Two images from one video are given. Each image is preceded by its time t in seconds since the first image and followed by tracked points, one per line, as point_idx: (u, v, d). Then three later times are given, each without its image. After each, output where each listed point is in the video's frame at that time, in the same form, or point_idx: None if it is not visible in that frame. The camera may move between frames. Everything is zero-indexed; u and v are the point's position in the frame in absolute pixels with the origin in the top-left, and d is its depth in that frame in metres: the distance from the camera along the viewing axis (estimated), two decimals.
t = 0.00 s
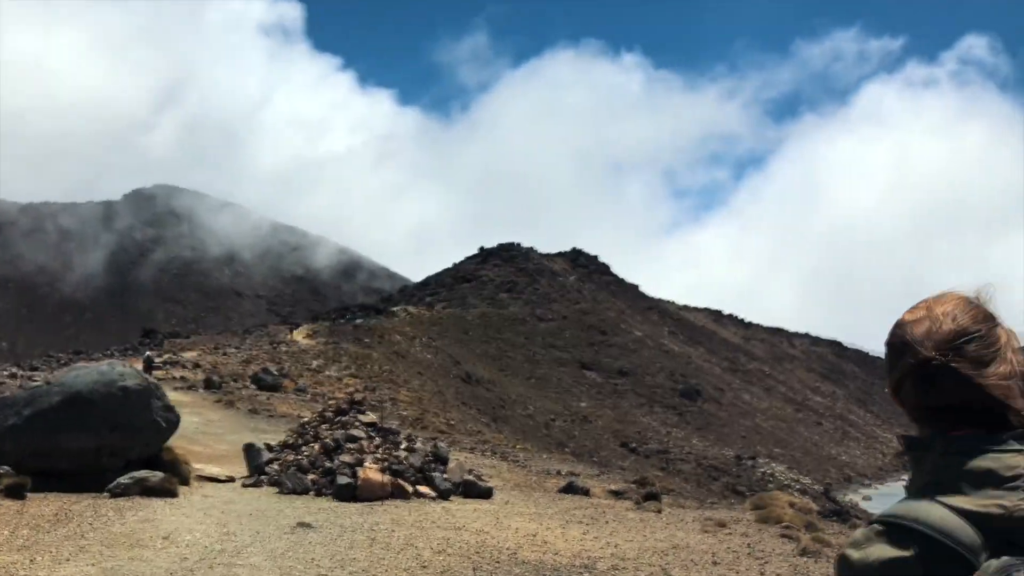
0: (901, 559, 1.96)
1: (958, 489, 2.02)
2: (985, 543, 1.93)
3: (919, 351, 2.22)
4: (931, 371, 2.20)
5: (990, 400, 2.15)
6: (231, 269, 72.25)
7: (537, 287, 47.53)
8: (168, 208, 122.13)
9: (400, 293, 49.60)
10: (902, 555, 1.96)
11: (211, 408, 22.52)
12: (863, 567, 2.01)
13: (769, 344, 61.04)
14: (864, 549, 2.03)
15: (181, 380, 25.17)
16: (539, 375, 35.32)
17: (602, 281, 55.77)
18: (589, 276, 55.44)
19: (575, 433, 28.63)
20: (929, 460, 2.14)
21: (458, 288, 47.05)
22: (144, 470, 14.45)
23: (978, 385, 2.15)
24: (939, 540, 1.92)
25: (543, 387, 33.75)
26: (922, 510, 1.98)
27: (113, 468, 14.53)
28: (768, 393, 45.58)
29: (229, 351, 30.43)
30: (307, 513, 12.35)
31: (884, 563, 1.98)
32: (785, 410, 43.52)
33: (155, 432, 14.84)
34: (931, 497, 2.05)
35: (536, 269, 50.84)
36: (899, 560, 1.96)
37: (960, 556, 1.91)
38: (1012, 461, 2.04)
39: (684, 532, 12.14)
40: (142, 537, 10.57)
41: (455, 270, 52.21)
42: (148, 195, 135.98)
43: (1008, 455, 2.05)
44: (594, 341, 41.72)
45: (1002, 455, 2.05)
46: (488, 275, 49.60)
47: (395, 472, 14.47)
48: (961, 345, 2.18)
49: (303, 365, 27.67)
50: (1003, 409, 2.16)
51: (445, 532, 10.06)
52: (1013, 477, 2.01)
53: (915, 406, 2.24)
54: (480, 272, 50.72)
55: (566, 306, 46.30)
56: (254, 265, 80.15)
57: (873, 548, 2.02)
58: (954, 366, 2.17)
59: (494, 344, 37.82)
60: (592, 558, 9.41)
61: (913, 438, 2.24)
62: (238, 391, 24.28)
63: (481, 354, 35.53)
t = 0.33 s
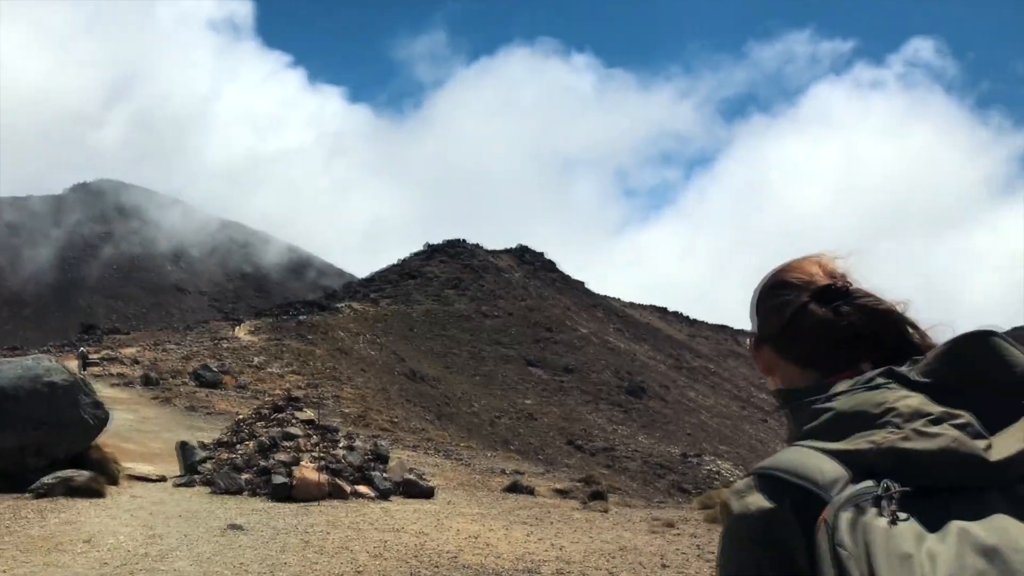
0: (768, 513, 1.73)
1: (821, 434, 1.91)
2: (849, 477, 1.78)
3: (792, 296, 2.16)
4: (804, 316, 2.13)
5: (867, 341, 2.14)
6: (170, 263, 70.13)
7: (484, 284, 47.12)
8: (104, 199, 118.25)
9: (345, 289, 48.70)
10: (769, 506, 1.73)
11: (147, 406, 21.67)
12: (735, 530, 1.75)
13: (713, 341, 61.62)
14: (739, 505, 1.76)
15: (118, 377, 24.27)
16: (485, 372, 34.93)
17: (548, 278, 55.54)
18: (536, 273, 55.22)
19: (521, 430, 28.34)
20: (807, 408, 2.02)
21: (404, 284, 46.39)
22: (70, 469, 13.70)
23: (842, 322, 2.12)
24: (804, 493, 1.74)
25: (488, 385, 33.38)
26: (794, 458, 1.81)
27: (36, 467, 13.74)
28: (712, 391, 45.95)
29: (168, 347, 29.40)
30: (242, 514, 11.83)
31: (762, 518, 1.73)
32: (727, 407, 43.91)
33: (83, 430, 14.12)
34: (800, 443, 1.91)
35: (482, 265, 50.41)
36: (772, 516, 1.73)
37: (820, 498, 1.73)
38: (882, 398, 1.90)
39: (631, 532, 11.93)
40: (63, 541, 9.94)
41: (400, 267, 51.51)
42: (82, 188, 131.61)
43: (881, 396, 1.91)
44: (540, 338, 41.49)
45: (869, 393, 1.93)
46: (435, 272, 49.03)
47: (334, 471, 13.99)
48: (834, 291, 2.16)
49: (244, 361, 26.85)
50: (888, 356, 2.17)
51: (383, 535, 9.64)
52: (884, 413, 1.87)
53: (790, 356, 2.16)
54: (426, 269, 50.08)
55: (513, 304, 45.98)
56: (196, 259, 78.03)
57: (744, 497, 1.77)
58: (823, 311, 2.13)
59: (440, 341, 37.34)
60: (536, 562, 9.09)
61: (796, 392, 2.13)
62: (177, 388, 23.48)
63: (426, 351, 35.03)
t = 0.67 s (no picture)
0: (733, 497, 1.54)
1: (794, 432, 1.65)
2: (815, 489, 1.58)
3: (753, 291, 1.91)
4: (769, 312, 1.88)
5: (836, 362, 1.91)
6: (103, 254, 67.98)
7: (428, 281, 46.73)
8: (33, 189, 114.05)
9: (286, 284, 47.79)
10: (735, 491, 1.54)
11: (80, 402, 20.87)
12: (693, 507, 1.56)
13: (653, 338, 62.13)
14: (697, 488, 1.56)
15: (50, 372, 23.36)
16: (427, 369, 34.58)
17: (491, 274, 55.34)
18: (479, 270, 54.98)
19: (463, 426, 28.10)
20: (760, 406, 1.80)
21: (346, 279, 45.72)
22: None
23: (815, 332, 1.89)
24: (765, 488, 1.54)
25: (430, 381, 33.06)
26: (753, 448, 1.61)
27: None
28: (653, 387, 46.31)
29: (102, 342, 28.41)
30: (172, 513, 11.37)
31: (723, 504, 1.54)
32: (667, 402, 44.30)
33: (9, 427, 13.49)
34: (755, 438, 1.67)
35: (425, 262, 49.99)
36: (736, 500, 1.54)
37: (786, 502, 1.54)
38: (851, 408, 1.70)
39: (573, 529, 11.83)
40: None
41: (343, 262, 50.79)
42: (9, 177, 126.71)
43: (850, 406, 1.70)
44: (484, 334, 41.29)
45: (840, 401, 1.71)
46: (377, 268, 48.43)
47: (269, 469, 13.59)
48: (801, 292, 1.92)
49: (182, 357, 26.08)
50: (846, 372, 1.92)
51: (319, 535, 9.34)
52: (851, 424, 1.66)
53: (746, 341, 1.90)
54: (368, 265, 49.46)
55: (457, 300, 45.67)
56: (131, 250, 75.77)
57: (698, 484, 1.57)
58: (792, 309, 1.89)
59: (382, 337, 36.86)
60: (476, 562, 8.91)
61: (741, 384, 1.88)
62: (112, 382, 22.68)
63: (369, 347, 34.54)
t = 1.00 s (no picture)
0: (661, 463, 1.44)
1: (702, 402, 1.57)
2: (735, 452, 1.49)
3: (662, 278, 1.75)
4: (686, 304, 1.73)
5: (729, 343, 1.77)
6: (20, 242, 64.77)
7: (363, 275, 45.83)
8: None
9: (215, 277, 46.28)
10: (662, 454, 1.44)
11: None
12: (616, 479, 1.43)
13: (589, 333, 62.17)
14: (626, 453, 1.45)
15: None
16: (360, 364, 33.79)
17: (427, 269, 54.61)
18: (415, 264, 54.16)
19: (397, 423, 27.52)
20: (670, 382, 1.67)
21: (278, 273, 44.53)
22: None
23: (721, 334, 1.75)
24: (690, 453, 1.44)
25: (364, 377, 32.39)
26: (667, 420, 1.50)
27: None
28: (587, 382, 46.31)
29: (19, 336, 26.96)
30: (85, 516, 10.66)
31: (649, 468, 1.43)
32: (601, 398, 44.32)
33: None
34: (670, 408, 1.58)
35: (360, 256, 49.05)
36: (661, 463, 1.44)
37: (714, 464, 1.44)
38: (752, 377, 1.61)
39: (510, 527, 11.53)
40: None
41: (275, 256, 49.51)
42: None
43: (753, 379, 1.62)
44: (419, 329, 40.66)
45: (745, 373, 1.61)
46: (311, 262, 47.28)
47: (193, 468, 12.96)
48: (710, 284, 1.78)
49: (105, 351, 24.92)
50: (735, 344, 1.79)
51: (243, 537, 8.86)
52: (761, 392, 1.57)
53: (656, 323, 1.73)
54: (301, 258, 48.23)
55: (392, 294, 44.89)
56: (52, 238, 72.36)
57: (624, 451, 1.46)
58: (707, 303, 1.75)
59: (315, 332, 35.97)
60: (409, 564, 8.55)
61: (651, 362, 1.72)
62: (28, 378, 21.49)
63: (301, 343, 33.66)
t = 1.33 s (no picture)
0: (496, 486, 1.26)
1: (530, 411, 1.41)
2: (567, 466, 1.33)
3: (494, 257, 1.55)
4: (518, 287, 1.55)
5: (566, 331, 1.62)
6: None
7: (283, 271, 44.85)
8: None
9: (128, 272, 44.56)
10: (495, 480, 1.26)
11: None
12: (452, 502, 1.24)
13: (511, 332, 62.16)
14: (466, 482, 1.26)
15: None
16: (280, 362, 33.03)
17: (349, 265, 53.76)
18: (337, 260, 53.25)
19: (317, 421, 26.96)
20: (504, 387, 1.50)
21: (195, 268, 43.21)
22: None
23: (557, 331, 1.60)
24: (525, 472, 1.27)
25: (284, 374, 31.67)
26: (507, 435, 1.32)
27: None
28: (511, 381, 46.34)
29: None
30: None
31: (488, 496, 1.25)
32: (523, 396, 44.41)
33: None
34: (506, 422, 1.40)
35: (280, 253, 47.93)
36: (500, 489, 1.26)
37: (547, 479, 1.28)
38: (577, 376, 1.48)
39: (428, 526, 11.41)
40: None
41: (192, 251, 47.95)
42: None
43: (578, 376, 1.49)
44: (341, 327, 39.99)
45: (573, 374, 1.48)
46: (230, 257, 46.02)
47: (102, 467, 12.40)
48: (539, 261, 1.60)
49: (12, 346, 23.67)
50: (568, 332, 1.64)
51: (153, 540, 8.45)
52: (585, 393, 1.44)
53: (512, 318, 1.55)
54: (220, 254, 46.88)
55: (314, 290, 44.05)
56: None
57: (459, 472, 1.28)
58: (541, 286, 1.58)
59: (234, 329, 35.01)
60: (326, 566, 8.35)
61: (494, 362, 1.54)
62: None
63: (220, 340, 32.71)
